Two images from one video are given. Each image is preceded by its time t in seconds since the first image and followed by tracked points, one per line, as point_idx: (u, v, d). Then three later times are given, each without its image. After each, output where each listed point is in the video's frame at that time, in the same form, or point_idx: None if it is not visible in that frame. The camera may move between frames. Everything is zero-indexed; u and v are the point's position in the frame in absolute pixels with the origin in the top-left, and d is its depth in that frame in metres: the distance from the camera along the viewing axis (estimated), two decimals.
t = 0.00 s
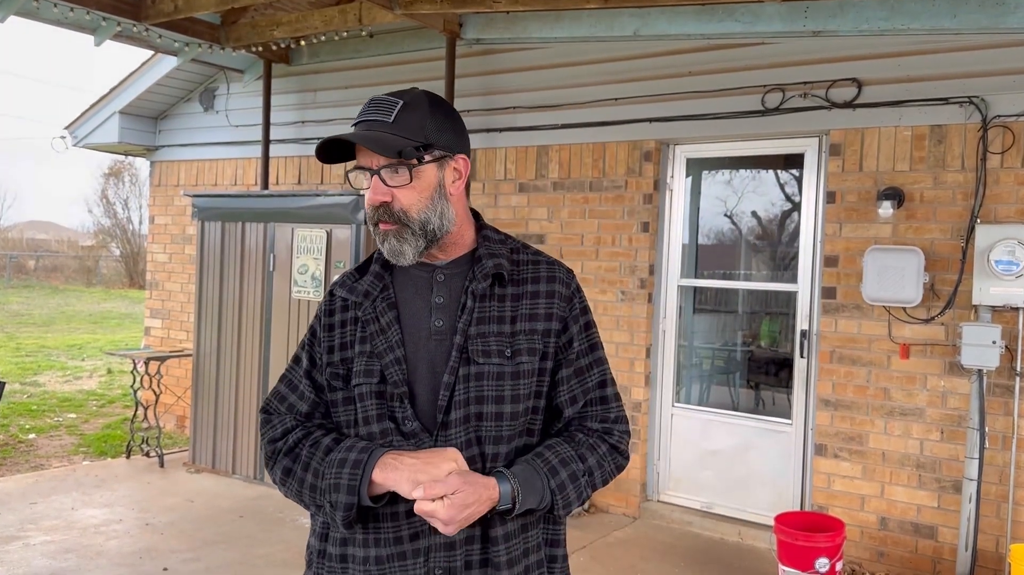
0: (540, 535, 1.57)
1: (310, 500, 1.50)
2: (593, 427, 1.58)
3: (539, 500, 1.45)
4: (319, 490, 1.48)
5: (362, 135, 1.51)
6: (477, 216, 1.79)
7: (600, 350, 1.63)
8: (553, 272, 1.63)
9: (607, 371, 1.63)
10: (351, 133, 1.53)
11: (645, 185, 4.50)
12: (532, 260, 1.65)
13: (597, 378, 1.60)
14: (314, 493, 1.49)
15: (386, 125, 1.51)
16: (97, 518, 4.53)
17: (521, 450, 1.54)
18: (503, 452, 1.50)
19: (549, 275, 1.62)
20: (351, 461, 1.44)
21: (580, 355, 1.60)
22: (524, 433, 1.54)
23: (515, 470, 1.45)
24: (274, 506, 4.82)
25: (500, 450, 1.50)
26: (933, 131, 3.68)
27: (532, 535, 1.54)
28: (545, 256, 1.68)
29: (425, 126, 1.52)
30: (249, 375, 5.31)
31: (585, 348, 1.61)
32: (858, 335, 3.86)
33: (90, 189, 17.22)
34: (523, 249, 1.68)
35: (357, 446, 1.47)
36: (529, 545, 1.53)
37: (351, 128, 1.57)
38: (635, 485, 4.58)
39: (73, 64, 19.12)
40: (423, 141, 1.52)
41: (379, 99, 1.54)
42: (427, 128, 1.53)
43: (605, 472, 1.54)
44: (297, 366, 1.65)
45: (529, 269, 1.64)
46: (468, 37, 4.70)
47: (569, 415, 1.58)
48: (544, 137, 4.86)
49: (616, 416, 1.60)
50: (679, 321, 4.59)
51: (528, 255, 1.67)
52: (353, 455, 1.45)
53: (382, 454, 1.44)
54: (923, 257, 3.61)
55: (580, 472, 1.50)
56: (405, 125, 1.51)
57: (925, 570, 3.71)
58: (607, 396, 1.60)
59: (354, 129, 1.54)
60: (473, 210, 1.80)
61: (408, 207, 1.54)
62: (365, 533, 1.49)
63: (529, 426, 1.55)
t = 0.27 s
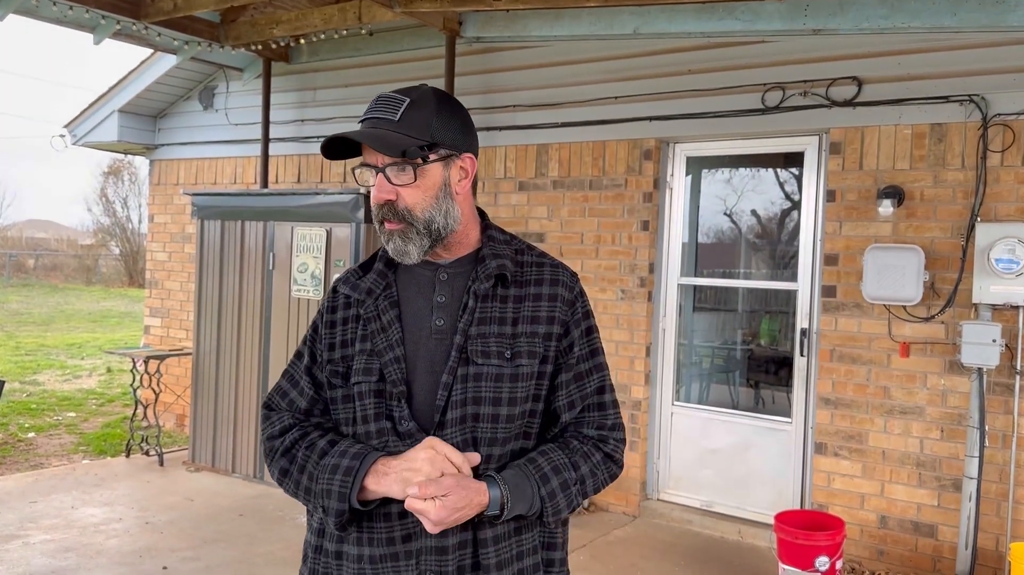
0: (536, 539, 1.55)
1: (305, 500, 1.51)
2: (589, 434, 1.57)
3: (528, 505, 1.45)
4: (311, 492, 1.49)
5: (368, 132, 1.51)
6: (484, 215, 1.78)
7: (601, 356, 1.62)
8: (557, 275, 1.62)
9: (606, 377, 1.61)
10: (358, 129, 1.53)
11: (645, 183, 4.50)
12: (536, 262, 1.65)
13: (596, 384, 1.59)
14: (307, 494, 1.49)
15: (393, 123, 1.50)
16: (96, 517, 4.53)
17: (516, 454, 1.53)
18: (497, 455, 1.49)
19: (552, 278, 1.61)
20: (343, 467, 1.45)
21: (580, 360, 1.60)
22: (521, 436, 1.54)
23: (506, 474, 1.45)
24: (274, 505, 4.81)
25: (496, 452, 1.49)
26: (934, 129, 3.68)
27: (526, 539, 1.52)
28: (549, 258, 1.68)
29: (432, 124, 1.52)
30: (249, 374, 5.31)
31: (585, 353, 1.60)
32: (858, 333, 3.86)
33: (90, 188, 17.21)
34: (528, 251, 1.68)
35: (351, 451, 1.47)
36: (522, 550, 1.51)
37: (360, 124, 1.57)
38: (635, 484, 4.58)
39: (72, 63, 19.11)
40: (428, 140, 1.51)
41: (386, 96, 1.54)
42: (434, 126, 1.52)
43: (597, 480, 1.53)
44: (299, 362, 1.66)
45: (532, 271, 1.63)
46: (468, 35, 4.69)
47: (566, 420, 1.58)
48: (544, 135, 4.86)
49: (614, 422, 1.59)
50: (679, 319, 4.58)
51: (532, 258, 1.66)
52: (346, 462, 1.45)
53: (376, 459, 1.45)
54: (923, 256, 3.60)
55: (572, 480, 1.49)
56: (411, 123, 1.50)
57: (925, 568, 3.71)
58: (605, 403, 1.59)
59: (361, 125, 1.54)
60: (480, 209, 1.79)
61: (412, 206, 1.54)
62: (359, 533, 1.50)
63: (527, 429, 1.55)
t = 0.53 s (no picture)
0: (534, 536, 1.55)
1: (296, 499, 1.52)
2: (588, 431, 1.58)
3: (531, 499, 1.45)
4: (299, 490, 1.49)
5: (382, 135, 1.49)
6: (482, 214, 1.78)
7: (599, 354, 1.63)
8: (555, 273, 1.62)
9: (604, 375, 1.62)
10: (367, 132, 1.52)
11: (645, 182, 4.50)
12: (534, 261, 1.65)
13: (594, 383, 1.61)
14: (297, 492, 1.50)
15: (405, 126, 1.49)
16: (96, 516, 4.53)
17: (515, 451, 1.53)
18: (497, 451, 1.49)
19: (551, 276, 1.61)
20: (328, 464, 1.45)
21: (579, 358, 1.60)
22: (519, 433, 1.54)
23: (509, 467, 1.45)
24: (273, 504, 4.81)
25: (494, 449, 1.49)
26: (933, 128, 3.68)
27: (525, 536, 1.52)
28: (548, 257, 1.68)
29: (441, 127, 1.52)
30: (248, 373, 5.31)
31: (585, 351, 1.61)
32: (857, 332, 3.86)
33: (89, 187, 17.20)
34: (526, 249, 1.68)
35: (335, 447, 1.47)
36: (521, 547, 1.51)
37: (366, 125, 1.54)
38: (634, 482, 4.58)
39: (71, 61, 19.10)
40: (440, 143, 1.52)
41: (391, 98, 1.52)
42: (443, 128, 1.52)
43: (597, 475, 1.54)
44: (296, 361, 1.66)
45: (531, 269, 1.63)
46: (468, 34, 4.69)
47: (565, 418, 1.58)
48: (543, 134, 4.86)
49: (611, 420, 1.60)
50: (679, 318, 4.59)
51: (530, 256, 1.66)
52: (329, 459, 1.46)
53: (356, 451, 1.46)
54: (922, 254, 3.60)
55: (573, 473, 1.50)
56: (423, 126, 1.50)
57: (924, 567, 3.71)
58: (604, 400, 1.60)
59: (370, 128, 1.52)
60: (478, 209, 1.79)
61: (422, 209, 1.54)
62: (355, 530, 1.50)
63: (525, 427, 1.55)
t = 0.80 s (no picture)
0: (535, 529, 1.57)
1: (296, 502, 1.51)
2: (586, 422, 1.59)
3: (534, 488, 1.45)
4: (300, 493, 1.49)
5: (398, 146, 1.45)
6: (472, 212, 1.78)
7: (593, 348, 1.65)
8: (550, 269, 1.63)
9: (599, 367, 1.64)
10: (379, 142, 1.47)
11: (644, 180, 4.49)
12: (528, 257, 1.65)
13: (590, 375, 1.63)
14: (298, 495, 1.49)
15: (417, 135, 1.46)
16: (96, 515, 4.53)
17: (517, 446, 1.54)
18: (503, 446, 1.50)
19: (546, 271, 1.62)
20: (329, 462, 1.45)
21: (575, 352, 1.61)
22: (520, 428, 1.54)
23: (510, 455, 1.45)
24: (273, 502, 4.81)
25: (497, 445, 1.50)
26: (933, 126, 3.68)
27: (528, 530, 1.54)
28: (541, 253, 1.68)
29: (452, 133, 1.51)
30: (248, 371, 5.31)
31: (580, 345, 1.62)
32: (857, 331, 3.86)
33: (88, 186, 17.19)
34: (520, 246, 1.68)
35: (335, 446, 1.47)
36: (525, 540, 1.53)
37: (373, 134, 1.49)
38: (634, 481, 4.58)
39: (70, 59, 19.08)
40: (453, 150, 1.51)
41: (397, 106, 1.48)
42: (453, 134, 1.51)
43: (597, 465, 1.56)
44: (289, 365, 1.65)
45: (526, 265, 1.63)
46: (468, 32, 4.69)
47: (564, 411, 1.59)
48: (543, 132, 4.85)
49: (607, 411, 1.62)
50: (678, 317, 4.59)
51: (524, 252, 1.67)
52: (331, 457, 1.45)
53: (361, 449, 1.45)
54: (922, 253, 3.60)
55: (573, 462, 1.51)
56: (437, 134, 1.48)
57: (924, 565, 3.71)
58: (599, 392, 1.63)
59: (380, 137, 1.48)
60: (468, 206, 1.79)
61: (436, 216, 1.54)
62: (358, 530, 1.50)
63: (526, 421, 1.55)
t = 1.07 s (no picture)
0: (538, 522, 1.59)
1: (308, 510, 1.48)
2: (586, 416, 1.61)
3: (540, 486, 1.47)
4: (316, 502, 1.46)
5: (413, 160, 1.46)
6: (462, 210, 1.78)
7: (590, 342, 1.67)
8: (546, 266, 1.64)
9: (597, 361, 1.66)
10: (392, 156, 1.47)
11: (645, 179, 4.49)
12: (525, 255, 1.66)
13: (589, 368, 1.63)
14: (313, 503, 1.47)
15: (429, 146, 1.47)
16: (96, 514, 4.53)
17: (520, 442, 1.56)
18: (510, 442, 1.52)
19: (544, 268, 1.63)
20: (349, 470, 1.43)
21: (574, 346, 1.63)
22: (524, 424, 1.56)
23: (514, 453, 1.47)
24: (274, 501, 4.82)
25: (505, 441, 1.52)
26: (933, 125, 3.68)
27: (533, 522, 1.56)
28: (535, 250, 1.69)
29: (460, 141, 1.52)
30: (248, 370, 5.31)
31: (578, 340, 1.64)
32: (857, 329, 3.86)
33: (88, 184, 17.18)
34: (515, 244, 1.68)
35: (353, 454, 1.45)
36: (531, 533, 1.55)
37: (383, 146, 1.49)
38: (634, 480, 4.58)
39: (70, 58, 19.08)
40: (461, 158, 1.53)
41: (405, 117, 1.47)
42: (461, 142, 1.53)
43: (598, 459, 1.57)
44: (286, 369, 1.60)
45: (523, 263, 1.64)
46: (468, 31, 4.68)
47: (564, 406, 1.61)
48: (543, 131, 4.85)
49: (606, 405, 1.64)
50: (679, 315, 4.59)
51: (520, 250, 1.67)
52: (350, 465, 1.43)
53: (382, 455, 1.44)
54: (923, 251, 3.60)
55: (578, 458, 1.53)
56: (447, 144, 1.49)
57: (924, 564, 3.72)
58: (598, 386, 1.64)
59: (392, 150, 1.47)
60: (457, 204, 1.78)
61: (445, 223, 1.55)
62: (369, 534, 1.48)
63: (528, 417, 1.57)
